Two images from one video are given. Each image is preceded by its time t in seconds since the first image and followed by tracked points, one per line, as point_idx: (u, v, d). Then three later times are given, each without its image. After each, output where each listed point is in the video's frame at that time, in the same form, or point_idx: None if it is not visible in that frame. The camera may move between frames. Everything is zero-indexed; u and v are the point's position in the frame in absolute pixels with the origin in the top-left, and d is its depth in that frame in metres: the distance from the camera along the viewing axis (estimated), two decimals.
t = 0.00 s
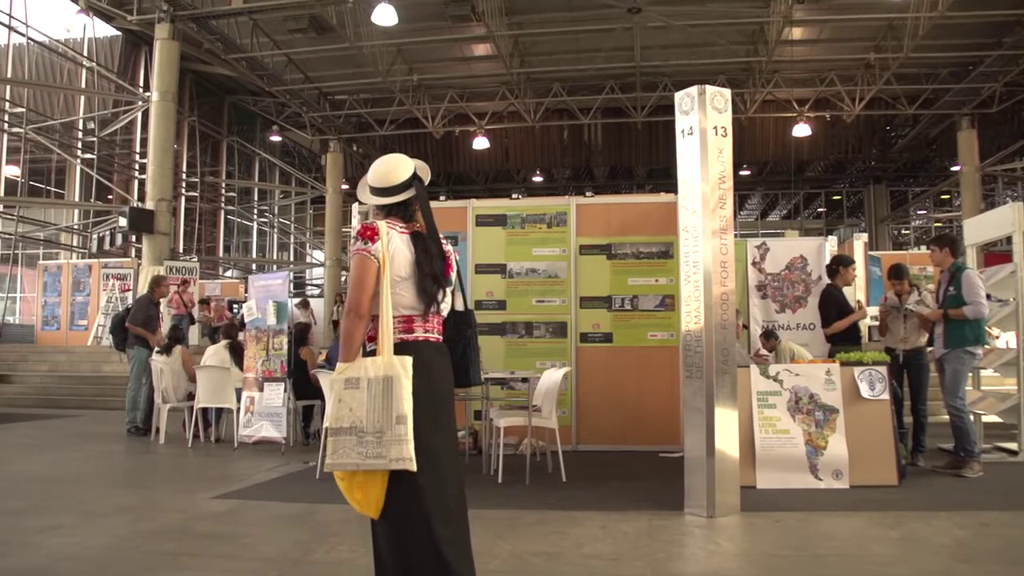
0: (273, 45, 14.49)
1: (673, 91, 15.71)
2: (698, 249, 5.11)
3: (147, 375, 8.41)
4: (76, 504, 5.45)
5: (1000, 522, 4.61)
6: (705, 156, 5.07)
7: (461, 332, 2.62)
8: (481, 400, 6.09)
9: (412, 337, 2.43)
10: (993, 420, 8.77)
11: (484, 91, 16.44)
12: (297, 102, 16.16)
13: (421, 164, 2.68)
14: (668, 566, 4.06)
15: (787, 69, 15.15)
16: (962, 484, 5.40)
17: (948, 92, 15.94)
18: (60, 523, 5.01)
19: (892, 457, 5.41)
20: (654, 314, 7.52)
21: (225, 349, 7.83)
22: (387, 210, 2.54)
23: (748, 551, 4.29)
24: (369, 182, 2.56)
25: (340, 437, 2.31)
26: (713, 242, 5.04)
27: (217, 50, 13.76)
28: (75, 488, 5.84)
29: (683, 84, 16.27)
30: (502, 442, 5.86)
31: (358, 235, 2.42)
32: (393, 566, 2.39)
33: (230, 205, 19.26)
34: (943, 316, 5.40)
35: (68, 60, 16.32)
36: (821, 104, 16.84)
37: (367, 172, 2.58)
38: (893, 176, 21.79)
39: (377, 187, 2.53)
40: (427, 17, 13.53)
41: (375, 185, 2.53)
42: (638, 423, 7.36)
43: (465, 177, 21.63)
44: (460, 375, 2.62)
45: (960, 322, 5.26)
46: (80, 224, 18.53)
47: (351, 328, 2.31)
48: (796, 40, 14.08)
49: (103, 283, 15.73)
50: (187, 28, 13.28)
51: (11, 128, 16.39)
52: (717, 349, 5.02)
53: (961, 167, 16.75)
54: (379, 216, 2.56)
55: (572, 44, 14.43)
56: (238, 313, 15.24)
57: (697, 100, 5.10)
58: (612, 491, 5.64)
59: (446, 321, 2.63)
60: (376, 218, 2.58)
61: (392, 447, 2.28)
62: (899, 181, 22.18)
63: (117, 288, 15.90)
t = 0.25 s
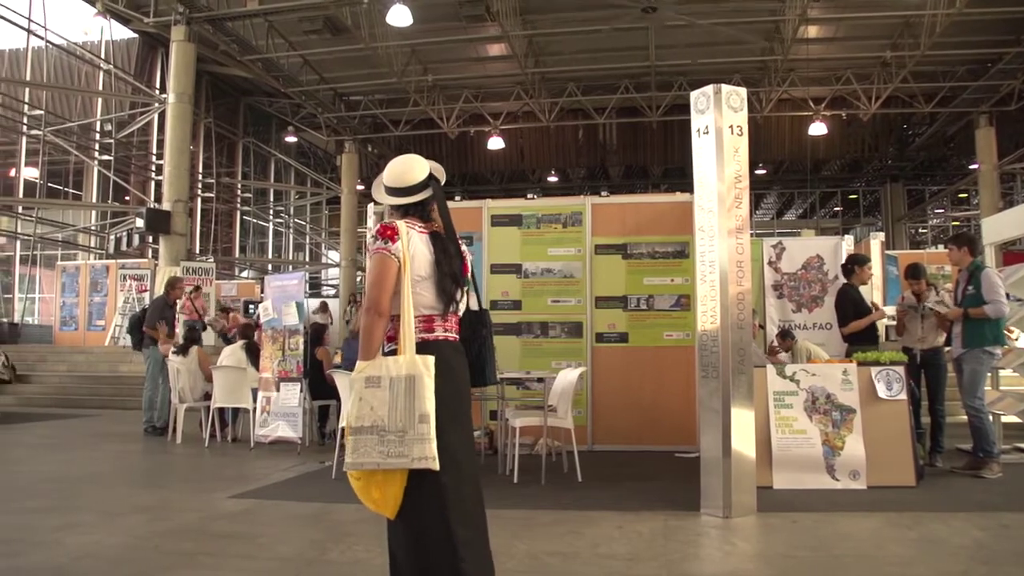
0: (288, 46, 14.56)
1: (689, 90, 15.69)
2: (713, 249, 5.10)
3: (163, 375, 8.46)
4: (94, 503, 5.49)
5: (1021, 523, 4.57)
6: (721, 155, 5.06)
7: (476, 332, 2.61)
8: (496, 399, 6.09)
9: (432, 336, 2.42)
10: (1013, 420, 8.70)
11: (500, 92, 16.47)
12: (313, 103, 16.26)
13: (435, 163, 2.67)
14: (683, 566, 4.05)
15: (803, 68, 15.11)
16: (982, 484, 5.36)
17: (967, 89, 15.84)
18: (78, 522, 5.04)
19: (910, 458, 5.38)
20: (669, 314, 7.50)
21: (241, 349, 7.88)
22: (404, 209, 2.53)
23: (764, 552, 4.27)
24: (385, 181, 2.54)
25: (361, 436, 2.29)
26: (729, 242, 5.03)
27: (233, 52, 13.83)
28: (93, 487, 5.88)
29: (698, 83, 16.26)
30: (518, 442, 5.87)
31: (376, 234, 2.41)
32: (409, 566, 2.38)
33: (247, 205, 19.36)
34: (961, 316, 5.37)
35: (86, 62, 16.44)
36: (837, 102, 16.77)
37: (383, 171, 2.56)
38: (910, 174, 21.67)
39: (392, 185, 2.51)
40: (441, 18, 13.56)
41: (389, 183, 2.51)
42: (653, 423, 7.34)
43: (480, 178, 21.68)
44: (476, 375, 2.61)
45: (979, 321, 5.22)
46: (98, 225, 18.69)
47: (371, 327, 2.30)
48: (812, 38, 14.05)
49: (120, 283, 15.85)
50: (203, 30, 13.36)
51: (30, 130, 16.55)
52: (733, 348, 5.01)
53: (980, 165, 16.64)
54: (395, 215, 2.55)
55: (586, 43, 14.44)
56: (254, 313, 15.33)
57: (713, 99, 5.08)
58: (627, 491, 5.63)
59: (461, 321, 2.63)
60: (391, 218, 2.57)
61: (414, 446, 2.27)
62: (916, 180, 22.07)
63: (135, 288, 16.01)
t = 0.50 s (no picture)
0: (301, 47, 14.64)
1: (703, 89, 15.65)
2: (728, 249, 5.08)
3: (178, 375, 8.49)
4: (112, 503, 5.53)
5: None
6: (736, 154, 5.04)
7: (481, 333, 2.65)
8: (511, 399, 6.09)
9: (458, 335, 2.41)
10: None
11: (513, 92, 16.49)
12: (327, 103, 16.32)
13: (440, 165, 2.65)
14: (699, 566, 4.04)
15: (818, 66, 15.05)
16: (1000, 485, 5.32)
17: (985, 86, 15.73)
18: (95, 521, 5.08)
19: (928, 458, 5.35)
20: (684, 313, 7.48)
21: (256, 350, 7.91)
22: (424, 209, 2.49)
23: (779, 552, 4.25)
24: (402, 177, 2.47)
25: (396, 433, 2.23)
26: (744, 242, 5.01)
27: (247, 54, 13.89)
28: (110, 486, 5.93)
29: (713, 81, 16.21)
30: (532, 442, 5.87)
31: (405, 231, 2.36)
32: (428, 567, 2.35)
33: (262, 206, 19.45)
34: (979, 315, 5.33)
35: (102, 65, 16.58)
36: (853, 100, 16.69)
37: (398, 167, 2.49)
38: (927, 172, 21.55)
39: (411, 183, 2.45)
40: (454, 18, 13.59)
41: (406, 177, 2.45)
42: (668, 423, 7.33)
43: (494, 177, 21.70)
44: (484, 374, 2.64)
45: (998, 321, 5.19)
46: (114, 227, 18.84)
47: (409, 323, 2.24)
48: (826, 37, 14.01)
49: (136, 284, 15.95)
50: (217, 31, 13.42)
51: (48, 132, 16.71)
52: (748, 348, 4.99)
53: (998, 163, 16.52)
54: (411, 214, 2.50)
55: (600, 43, 14.43)
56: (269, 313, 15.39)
57: (728, 98, 5.06)
58: (642, 491, 5.62)
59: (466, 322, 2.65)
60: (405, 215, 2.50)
61: (449, 444, 2.26)
62: (933, 177, 21.95)
63: (151, 288, 16.10)
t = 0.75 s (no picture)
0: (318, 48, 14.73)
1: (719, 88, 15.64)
2: (745, 248, 5.06)
3: (196, 375, 8.53)
4: (130, 502, 5.56)
5: None
6: (753, 153, 5.02)
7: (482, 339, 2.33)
8: (529, 400, 6.09)
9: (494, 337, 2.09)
10: None
11: (529, 92, 16.52)
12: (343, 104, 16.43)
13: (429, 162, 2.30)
14: (717, 567, 4.02)
15: (834, 64, 15.02)
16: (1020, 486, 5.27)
17: (1004, 84, 15.65)
18: (114, 520, 5.11)
19: (947, 458, 5.31)
20: (700, 313, 7.46)
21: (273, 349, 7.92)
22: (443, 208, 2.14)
23: (796, 553, 4.23)
24: (421, 171, 2.10)
25: (464, 433, 1.86)
26: (761, 241, 5.00)
27: (264, 55, 13.99)
28: (128, 486, 5.96)
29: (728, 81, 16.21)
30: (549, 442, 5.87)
31: (442, 228, 1.99)
32: None
33: (278, 207, 19.59)
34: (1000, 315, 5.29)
35: (120, 67, 16.69)
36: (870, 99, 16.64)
37: (412, 159, 2.11)
38: (945, 170, 21.44)
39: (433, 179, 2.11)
40: (470, 18, 13.65)
41: (420, 168, 2.11)
42: (685, 423, 7.31)
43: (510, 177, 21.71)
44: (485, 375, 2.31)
45: (1019, 321, 5.14)
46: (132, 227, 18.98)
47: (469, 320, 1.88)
48: (842, 35, 13.98)
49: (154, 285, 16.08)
50: (235, 33, 13.53)
51: (67, 134, 16.85)
52: (765, 348, 4.97)
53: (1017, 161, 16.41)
54: (429, 212, 2.12)
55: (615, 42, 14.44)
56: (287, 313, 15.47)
57: (744, 97, 5.05)
58: (660, 492, 5.60)
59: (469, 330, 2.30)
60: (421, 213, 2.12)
61: (506, 441, 1.95)
62: (952, 176, 21.85)
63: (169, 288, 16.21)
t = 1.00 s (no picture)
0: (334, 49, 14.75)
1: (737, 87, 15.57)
2: (763, 247, 5.04)
3: (215, 376, 8.58)
4: (152, 501, 5.60)
5: None
6: (771, 152, 5.00)
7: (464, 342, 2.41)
8: (546, 400, 6.09)
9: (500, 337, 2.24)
10: None
11: (545, 92, 16.53)
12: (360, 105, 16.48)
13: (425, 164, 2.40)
14: (736, 568, 4.01)
15: (852, 62, 14.94)
16: None
17: None
18: (135, 518, 5.16)
19: (968, 458, 5.28)
20: (718, 313, 7.44)
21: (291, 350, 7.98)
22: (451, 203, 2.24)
23: (816, 553, 4.21)
24: (433, 162, 2.19)
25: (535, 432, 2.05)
26: (779, 240, 4.98)
27: (281, 57, 14.04)
28: (149, 485, 6.01)
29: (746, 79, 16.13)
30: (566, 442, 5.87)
31: (471, 226, 2.09)
32: None
33: (295, 207, 19.66)
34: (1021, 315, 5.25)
35: (139, 69, 16.79)
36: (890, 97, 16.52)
37: (424, 152, 2.20)
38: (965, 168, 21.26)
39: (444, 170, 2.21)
40: (487, 18, 13.65)
41: (433, 161, 2.20)
42: (703, 423, 7.28)
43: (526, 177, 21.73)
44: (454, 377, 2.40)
45: None
46: (151, 228, 19.09)
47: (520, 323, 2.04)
48: (861, 32, 13.91)
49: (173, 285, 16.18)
50: (252, 35, 13.57)
51: (86, 137, 16.89)
52: (784, 347, 4.95)
53: None
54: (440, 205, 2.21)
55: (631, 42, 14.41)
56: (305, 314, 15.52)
57: (762, 95, 5.03)
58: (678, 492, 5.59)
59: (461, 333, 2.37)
60: (431, 207, 2.19)
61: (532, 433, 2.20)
62: (973, 174, 21.68)
63: (187, 290, 16.25)
